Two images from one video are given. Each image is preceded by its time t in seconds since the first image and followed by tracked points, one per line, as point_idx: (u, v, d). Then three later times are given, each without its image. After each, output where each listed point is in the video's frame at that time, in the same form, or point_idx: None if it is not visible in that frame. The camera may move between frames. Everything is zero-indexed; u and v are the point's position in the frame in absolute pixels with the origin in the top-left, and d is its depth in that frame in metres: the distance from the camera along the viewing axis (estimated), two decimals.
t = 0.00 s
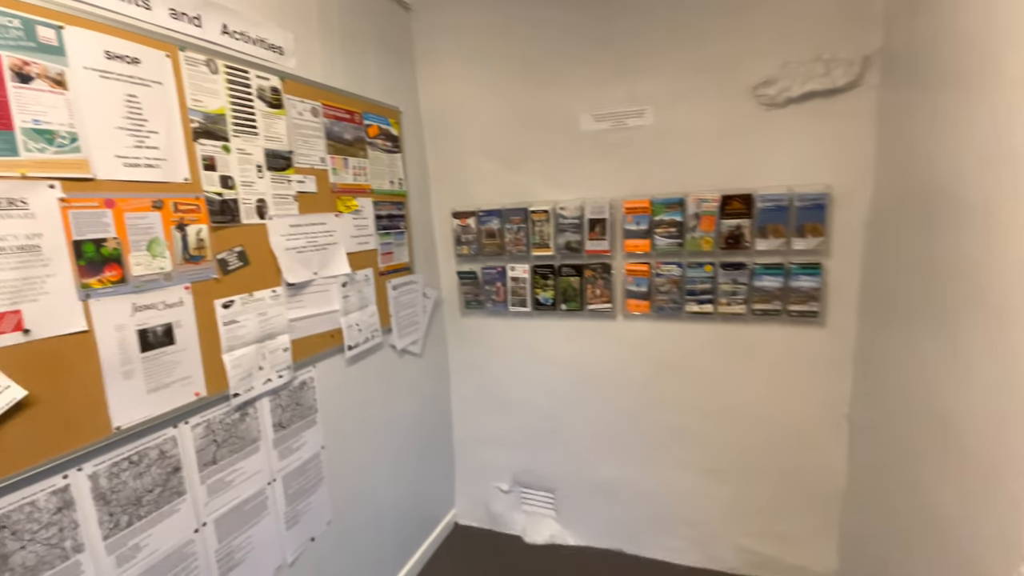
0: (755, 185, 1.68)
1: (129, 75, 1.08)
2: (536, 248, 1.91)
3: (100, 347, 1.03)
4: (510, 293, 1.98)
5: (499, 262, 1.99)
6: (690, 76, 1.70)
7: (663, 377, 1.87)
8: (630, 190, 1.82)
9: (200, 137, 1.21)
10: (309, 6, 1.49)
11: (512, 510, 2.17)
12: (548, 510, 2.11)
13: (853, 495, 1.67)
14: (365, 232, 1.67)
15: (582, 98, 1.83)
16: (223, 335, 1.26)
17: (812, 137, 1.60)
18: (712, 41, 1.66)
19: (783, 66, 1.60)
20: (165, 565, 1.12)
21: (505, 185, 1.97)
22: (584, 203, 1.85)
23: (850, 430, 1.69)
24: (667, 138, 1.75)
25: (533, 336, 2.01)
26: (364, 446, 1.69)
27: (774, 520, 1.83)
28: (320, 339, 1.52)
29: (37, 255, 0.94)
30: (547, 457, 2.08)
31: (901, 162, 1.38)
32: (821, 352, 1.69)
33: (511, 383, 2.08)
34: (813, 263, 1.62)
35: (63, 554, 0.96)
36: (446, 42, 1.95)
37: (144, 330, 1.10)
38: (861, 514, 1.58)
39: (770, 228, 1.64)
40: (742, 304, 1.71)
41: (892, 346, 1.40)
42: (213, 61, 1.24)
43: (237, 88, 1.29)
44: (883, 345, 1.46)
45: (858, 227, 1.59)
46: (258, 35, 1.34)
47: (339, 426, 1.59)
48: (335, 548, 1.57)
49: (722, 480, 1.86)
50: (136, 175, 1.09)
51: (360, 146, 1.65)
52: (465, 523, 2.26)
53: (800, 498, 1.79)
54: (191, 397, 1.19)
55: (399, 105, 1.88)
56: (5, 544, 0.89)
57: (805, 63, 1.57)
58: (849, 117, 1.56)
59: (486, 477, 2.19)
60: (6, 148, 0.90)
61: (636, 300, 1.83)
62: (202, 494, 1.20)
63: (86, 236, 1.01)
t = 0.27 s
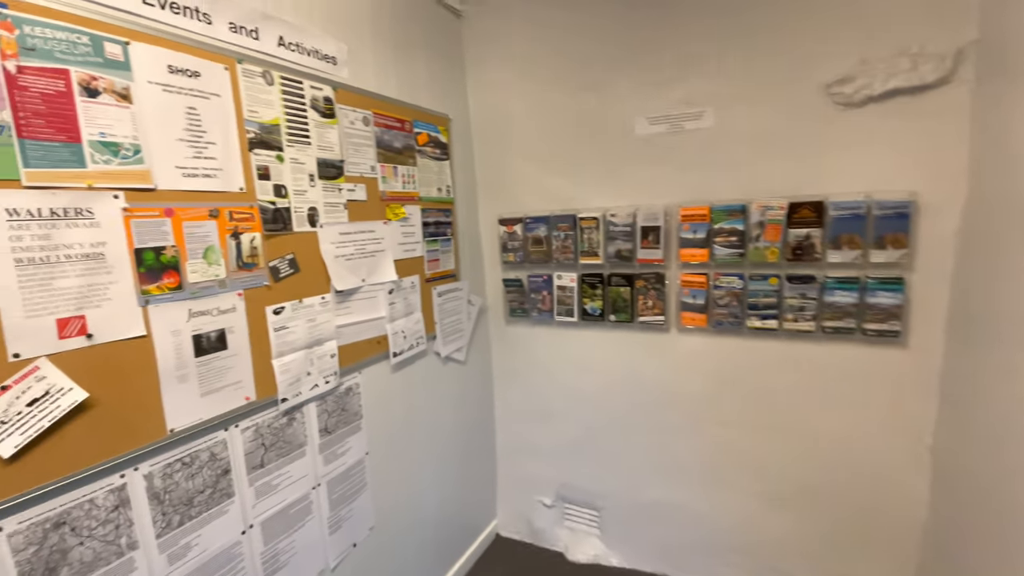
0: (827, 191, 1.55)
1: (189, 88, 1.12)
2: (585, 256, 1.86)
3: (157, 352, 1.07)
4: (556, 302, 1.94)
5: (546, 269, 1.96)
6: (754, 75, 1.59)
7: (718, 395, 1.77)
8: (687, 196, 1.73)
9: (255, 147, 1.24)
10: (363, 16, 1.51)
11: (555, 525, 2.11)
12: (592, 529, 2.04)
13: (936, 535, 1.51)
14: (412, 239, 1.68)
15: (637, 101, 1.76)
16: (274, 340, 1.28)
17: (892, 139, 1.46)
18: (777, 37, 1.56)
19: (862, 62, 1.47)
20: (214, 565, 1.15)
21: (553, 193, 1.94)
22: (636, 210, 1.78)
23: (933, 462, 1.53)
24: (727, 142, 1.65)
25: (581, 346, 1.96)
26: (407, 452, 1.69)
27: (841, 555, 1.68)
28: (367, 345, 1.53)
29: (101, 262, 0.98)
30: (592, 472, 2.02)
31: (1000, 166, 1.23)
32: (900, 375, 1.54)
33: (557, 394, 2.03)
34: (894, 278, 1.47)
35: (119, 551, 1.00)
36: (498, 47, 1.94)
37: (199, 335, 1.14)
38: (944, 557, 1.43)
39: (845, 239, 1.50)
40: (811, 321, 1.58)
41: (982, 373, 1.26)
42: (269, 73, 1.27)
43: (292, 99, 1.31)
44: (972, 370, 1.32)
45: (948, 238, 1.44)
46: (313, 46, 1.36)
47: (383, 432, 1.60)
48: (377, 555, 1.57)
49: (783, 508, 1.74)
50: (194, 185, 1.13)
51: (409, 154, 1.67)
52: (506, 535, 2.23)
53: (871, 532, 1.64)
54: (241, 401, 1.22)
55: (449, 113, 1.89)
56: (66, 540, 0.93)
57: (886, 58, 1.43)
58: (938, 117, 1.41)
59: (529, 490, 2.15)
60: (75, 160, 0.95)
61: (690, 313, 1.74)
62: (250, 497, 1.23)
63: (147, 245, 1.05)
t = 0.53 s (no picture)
0: (904, 193, 1.44)
1: (247, 96, 1.16)
2: (632, 261, 1.82)
3: (212, 350, 1.11)
4: (600, 308, 1.91)
5: (591, 274, 1.93)
6: (819, 71, 1.51)
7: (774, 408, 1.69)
8: (745, 199, 1.66)
9: (307, 153, 1.27)
10: (413, 22, 1.53)
11: (596, 537, 2.07)
12: (635, 543, 1.99)
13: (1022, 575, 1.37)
14: (456, 243, 1.69)
15: (692, 100, 1.71)
16: (321, 340, 1.31)
17: (976, 137, 1.35)
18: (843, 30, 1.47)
19: (942, 55, 1.36)
20: (260, 558, 1.19)
21: (601, 196, 1.90)
22: (689, 214, 1.73)
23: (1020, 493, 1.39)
24: (788, 142, 1.57)
25: (628, 352, 1.92)
26: (448, 455, 1.70)
27: None
28: (410, 347, 1.55)
29: (162, 263, 1.03)
30: (637, 483, 1.96)
31: None
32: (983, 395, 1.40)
33: (602, 401, 1.99)
34: (980, 289, 1.35)
35: (172, 540, 1.05)
36: (549, 48, 1.93)
37: (251, 335, 1.18)
38: None
39: (922, 245, 1.39)
40: (881, 335, 1.48)
41: None
42: (321, 80, 1.30)
43: (342, 105, 1.34)
44: None
45: None
46: (363, 53, 1.39)
47: (425, 434, 1.61)
48: (416, 558, 1.58)
49: (844, 533, 1.63)
50: (249, 190, 1.17)
51: (454, 158, 1.67)
52: (546, 543, 2.20)
53: (946, 567, 1.50)
54: (289, 399, 1.25)
55: (495, 116, 1.89)
56: (124, 527, 0.98)
57: (970, 49, 1.32)
58: None
59: (571, 499, 2.12)
60: (141, 166, 1.00)
61: (747, 323, 1.67)
62: (296, 493, 1.26)
63: (205, 247, 1.09)
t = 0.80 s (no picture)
0: (974, 197, 1.34)
1: (290, 105, 1.19)
2: (675, 266, 1.76)
3: (254, 350, 1.15)
4: (640, 316, 1.87)
5: (630, 280, 1.89)
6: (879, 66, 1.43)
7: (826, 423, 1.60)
8: (798, 203, 1.58)
9: (348, 159, 1.30)
10: (452, 28, 1.55)
11: (632, 552, 2.02)
12: (674, 560, 1.92)
13: None
14: (492, 247, 1.69)
15: (739, 100, 1.64)
16: (358, 342, 1.33)
17: None
18: (905, 22, 1.38)
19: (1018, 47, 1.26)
20: (296, 554, 1.22)
21: (643, 199, 1.86)
22: (736, 218, 1.66)
23: None
24: (844, 142, 1.49)
25: (669, 360, 1.86)
26: (482, 459, 1.70)
27: None
28: (445, 351, 1.55)
29: (209, 266, 1.08)
30: (677, 496, 1.90)
31: None
32: None
33: (641, 410, 1.94)
34: None
35: (213, 533, 1.09)
36: (591, 50, 1.90)
37: (291, 336, 1.21)
38: None
39: (998, 254, 1.30)
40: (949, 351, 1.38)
41: None
42: (362, 87, 1.33)
43: (382, 111, 1.37)
44: None
45: None
46: (404, 60, 1.41)
47: (459, 437, 1.61)
48: (448, 562, 1.58)
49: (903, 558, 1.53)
50: (292, 195, 1.20)
51: (491, 163, 1.68)
52: (580, 554, 2.17)
53: None
54: (326, 400, 1.27)
55: (534, 119, 1.89)
56: (168, 518, 1.03)
57: None
58: None
59: (607, 510, 2.08)
60: (190, 173, 1.05)
61: (798, 334, 1.58)
62: (331, 492, 1.28)
63: (249, 250, 1.13)
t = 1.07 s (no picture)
0: None
1: (325, 116, 1.23)
2: (713, 274, 1.71)
3: (288, 354, 1.18)
4: (676, 325, 1.82)
5: (666, 288, 1.84)
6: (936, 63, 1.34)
7: (875, 441, 1.51)
8: (845, 209, 1.50)
9: (380, 168, 1.33)
10: (484, 37, 1.57)
11: (665, 568, 1.96)
12: None
13: None
14: (522, 254, 1.69)
15: (782, 102, 1.58)
16: (388, 347, 1.36)
17: None
18: (965, 16, 1.29)
19: None
20: (325, 554, 1.25)
21: (680, 205, 1.81)
22: (778, 224, 1.59)
23: None
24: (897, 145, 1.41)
25: (706, 371, 1.81)
26: (511, 466, 1.70)
27: None
28: (474, 357, 1.56)
29: (246, 272, 1.12)
30: (713, 512, 1.84)
31: None
32: None
33: (676, 421, 1.89)
34: None
35: (246, 530, 1.13)
36: (627, 53, 1.87)
37: (323, 341, 1.24)
38: None
39: None
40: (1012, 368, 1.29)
41: None
42: (395, 97, 1.36)
43: (415, 120, 1.39)
44: None
45: None
46: (436, 69, 1.44)
47: (487, 443, 1.61)
48: (475, 569, 1.59)
49: None
50: (325, 204, 1.24)
51: (523, 169, 1.69)
52: (611, 567, 2.13)
53: None
54: (356, 403, 1.30)
55: (567, 125, 1.88)
56: (204, 514, 1.07)
57: None
58: None
59: (640, 523, 2.04)
60: (230, 183, 1.09)
61: (846, 347, 1.50)
62: (360, 494, 1.31)
63: (284, 258, 1.17)
